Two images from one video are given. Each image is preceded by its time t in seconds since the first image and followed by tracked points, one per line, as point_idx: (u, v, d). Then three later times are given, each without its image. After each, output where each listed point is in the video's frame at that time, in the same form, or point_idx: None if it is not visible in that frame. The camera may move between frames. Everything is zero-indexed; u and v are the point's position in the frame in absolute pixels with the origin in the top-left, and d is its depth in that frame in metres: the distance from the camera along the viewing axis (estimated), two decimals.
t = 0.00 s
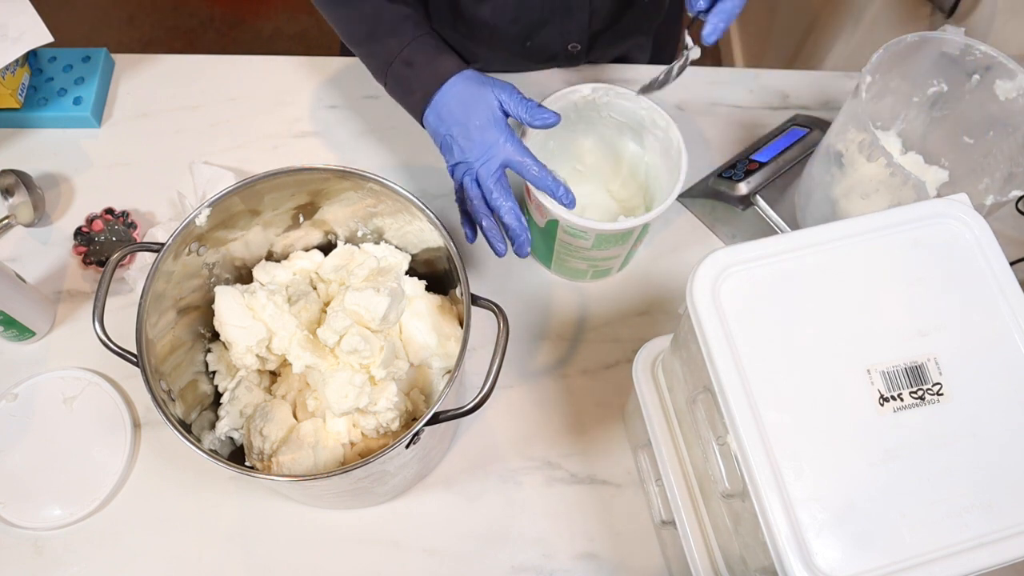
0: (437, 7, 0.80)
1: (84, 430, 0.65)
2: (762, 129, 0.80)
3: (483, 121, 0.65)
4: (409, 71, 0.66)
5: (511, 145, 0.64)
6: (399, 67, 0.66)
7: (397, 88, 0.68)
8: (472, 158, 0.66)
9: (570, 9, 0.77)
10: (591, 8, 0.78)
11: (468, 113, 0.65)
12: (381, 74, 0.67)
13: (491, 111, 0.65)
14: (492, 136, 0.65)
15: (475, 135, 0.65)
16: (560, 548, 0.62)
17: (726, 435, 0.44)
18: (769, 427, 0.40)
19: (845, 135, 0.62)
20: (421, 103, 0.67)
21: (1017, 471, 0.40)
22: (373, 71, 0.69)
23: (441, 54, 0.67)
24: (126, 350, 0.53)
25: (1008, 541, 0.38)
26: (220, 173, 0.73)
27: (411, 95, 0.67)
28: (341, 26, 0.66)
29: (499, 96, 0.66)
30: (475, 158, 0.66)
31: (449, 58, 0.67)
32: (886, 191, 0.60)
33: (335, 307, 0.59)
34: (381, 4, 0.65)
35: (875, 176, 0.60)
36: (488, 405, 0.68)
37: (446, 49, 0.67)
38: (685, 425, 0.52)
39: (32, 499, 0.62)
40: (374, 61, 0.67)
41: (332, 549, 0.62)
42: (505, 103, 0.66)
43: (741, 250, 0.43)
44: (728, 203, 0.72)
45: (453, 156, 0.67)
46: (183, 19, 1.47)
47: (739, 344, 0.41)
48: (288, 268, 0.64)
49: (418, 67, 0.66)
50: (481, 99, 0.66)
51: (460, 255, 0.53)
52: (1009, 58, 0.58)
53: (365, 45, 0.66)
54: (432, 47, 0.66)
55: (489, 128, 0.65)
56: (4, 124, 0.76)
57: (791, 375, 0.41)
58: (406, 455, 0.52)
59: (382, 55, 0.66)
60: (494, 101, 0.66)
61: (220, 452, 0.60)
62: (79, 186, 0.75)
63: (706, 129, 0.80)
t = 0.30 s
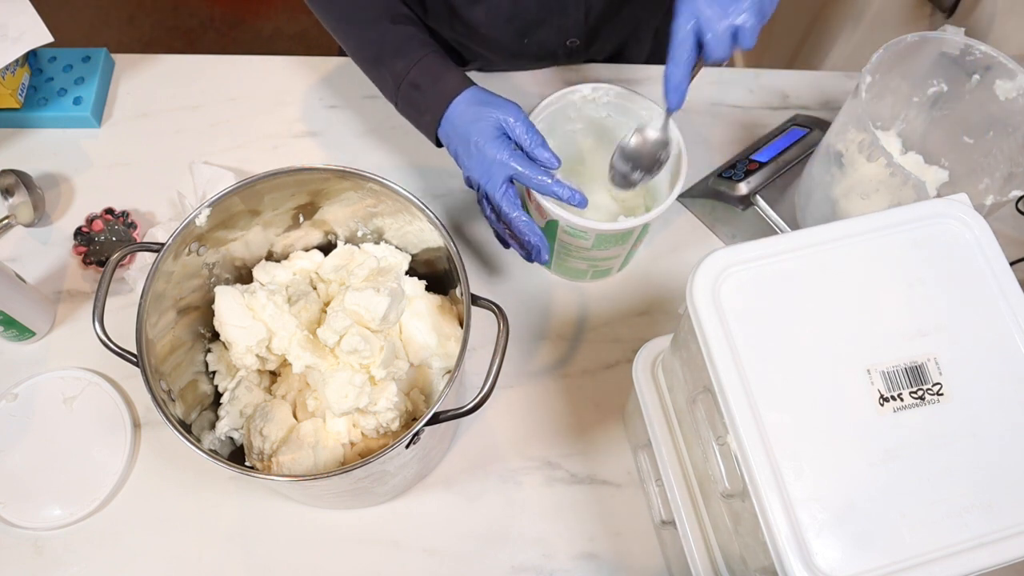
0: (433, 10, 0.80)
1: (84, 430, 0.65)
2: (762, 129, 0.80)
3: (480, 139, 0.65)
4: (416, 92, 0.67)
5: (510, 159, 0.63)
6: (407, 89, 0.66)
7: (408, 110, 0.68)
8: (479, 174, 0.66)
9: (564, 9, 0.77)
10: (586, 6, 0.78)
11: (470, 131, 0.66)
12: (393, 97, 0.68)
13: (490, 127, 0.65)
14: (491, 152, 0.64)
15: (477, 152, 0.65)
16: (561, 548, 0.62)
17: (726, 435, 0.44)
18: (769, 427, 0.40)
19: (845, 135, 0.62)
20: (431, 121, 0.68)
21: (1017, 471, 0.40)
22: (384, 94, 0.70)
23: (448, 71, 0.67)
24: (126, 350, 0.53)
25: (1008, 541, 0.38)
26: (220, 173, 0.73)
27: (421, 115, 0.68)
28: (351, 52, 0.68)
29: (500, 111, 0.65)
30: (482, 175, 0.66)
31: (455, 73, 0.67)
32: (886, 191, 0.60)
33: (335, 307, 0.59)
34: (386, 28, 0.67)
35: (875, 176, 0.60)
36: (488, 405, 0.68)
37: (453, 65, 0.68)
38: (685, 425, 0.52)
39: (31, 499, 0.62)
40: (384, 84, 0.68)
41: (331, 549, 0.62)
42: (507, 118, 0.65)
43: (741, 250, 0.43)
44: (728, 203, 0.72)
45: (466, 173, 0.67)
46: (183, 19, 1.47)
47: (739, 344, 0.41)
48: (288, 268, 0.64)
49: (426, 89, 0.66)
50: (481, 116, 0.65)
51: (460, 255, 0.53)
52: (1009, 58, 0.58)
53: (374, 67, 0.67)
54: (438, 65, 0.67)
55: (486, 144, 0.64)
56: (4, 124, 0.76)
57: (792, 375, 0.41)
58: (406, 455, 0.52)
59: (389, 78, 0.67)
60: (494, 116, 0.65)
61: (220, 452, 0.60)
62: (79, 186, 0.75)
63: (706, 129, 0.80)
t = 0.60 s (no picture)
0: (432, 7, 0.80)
1: (84, 430, 0.65)
2: (762, 129, 0.80)
3: (481, 138, 0.63)
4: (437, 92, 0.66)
5: (508, 158, 0.62)
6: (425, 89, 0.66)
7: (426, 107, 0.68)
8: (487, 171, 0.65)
9: (559, 9, 0.77)
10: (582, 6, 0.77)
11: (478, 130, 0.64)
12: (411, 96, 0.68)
13: (492, 127, 0.63)
14: (491, 151, 0.63)
15: (480, 150, 0.64)
16: (560, 548, 0.62)
17: (726, 435, 0.44)
18: (769, 427, 0.40)
19: (845, 135, 0.63)
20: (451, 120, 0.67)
21: (1017, 471, 0.40)
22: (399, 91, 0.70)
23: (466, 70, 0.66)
24: (126, 350, 0.53)
25: (1008, 541, 0.38)
26: (220, 173, 0.73)
27: (441, 113, 0.68)
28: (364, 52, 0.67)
29: (506, 110, 0.64)
30: (489, 173, 0.65)
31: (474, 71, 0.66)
32: (885, 191, 0.60)
33: (335, 307, 0.59)
34: (401, 29, 0.65)
35: (876, 176, 0.60)
36: (488, 405, 0.68)
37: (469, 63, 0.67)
38: (685, 425, 0.52)
39: (32, 499, 0.62)
40: (401, 83, 0.68)
41: (331, 549, 0.62)
42: (512, 116, 0.63)
43: (741, 250, 0.43)
44: (728, 203, 0.72)
45: (477, 171, 0.66)
46: (183, 19, 1.47)
47: (739, 344, 0.41)
48: (288, 268, 0.64)
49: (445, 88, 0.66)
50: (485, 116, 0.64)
51: (460, 255, 0.53)
52: (1009, 58, 0.57)
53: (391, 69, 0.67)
54: (455, 64, 0.66)
55: (487, 142, 0.63)
56: (4, 124, 0.76)
57: (791, 375, 0.41)
58: (406, 455, 0.52)
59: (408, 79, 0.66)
60: (501, 113, 0.64)
61: (220, 452, 0.60)
62: (79, 186, 0.75)
63: (706, 129, 0.80)
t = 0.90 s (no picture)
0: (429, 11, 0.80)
1: (84, 430, 0.65)
2: (762, 129, 0.80)
3: (482, 100, 0.62)
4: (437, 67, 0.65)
5: (509, 118, 0.60)
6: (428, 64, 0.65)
7: (429, 87, 0.68)
8: (488, 137, 0.62)
9: (556, 11, 0.77)
10: (577, 6, 0.78)
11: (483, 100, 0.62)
12: (415, 77, 0.67)
13: (494, 89, 0.61)
14: (490, 112, 0.61)
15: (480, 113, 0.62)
16: (560, 548, 0.62)
17: (726, 435, 0.44)
18: (769, 427, 0.40)
19: (845, 135, 0.63)
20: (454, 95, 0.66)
21: (1017, 471, 0.40)
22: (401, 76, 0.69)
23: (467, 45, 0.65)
24: (126, 350, 0.53)
25: (1008, 541, 0.38)
26: (220, 173, 0.73)
27: (445, 90, 0.66)
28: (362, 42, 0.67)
29: (509, 75, 0.62)
30: (489, 139, 0.62)
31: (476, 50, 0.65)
32: (885, 191, 0.60)
33: (335, 307, 0.59)
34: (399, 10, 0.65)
35: (875, 175, 0.60)
36: (488, 405, 0.68)
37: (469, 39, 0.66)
38: (685, 425, 0.52)
39: (32, 499, 0.62)
40: (403, 66, 0.67)
41: (331, 549, 0.62)
42: (514, 81, 0.62)
43: (741, 250, 0.43)
44: (728, 203, 0.72)
45: (483, 144, 0.64)
46: (183, 19, 1.47)
47: (739, 344, 0.41)
48: (288, 268, 0.64)
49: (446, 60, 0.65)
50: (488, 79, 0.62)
51: (460, 255, 0.53)
52: (1009, 58, 0.57)
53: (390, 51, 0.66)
54: (454, 47, 0.65)
55: (487, 104, 0.61)
56: (4, 124, 0.76)
57: (791, 375, 0.41)
58: (406, 455, 0.52)
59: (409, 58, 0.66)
60: (504, 80, 0.62)
61: (220, 452, 0.60)
62: (79, 186, 0.75)
63: (706, 129, 0.80)
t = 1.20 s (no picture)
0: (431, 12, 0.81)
1: (84, 430, 0.65)
2: (762, 129, 0.80)
3: (530, 51, 0.66)
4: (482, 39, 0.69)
5: (555, 64, 0.64)
6: (466, 40, 0.69)
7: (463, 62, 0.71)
8: (526, 86, 0.65)
9: (557, 10, 0.78)
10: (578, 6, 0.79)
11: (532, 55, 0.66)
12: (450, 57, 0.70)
13: (543, 43, 0.66)
14: (536, 60, 0.65)
15: (525, 64, 0.65)
16: (561, 548, 0.62)
17: (726, 435, 0.44)
18: (769, 427, 0.40)
19: (844, 135, 0.62)
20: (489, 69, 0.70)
21: (1017, 471, 0.40)
22: (430, 60, 0.72)
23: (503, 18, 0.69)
24: (126, 350, 0.53)
25: (1008, 541, 0.38)
26: (220, 173, 0.73)
27: (479, 64, 0.70)
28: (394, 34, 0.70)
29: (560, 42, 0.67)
30: (527, 87, 0.65)
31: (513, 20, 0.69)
32: (886, 191, 0.59)
33: (335, 307, 0.59)
34: None
35: (876, 175, 0.60)
36: (488, 405, 0.68)
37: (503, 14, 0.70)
38: (685, 425, 0.52)
39: (32, 499, 0.62)
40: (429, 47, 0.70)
41: (332, 549, 0.62)
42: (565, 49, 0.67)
43: (741, 250, 0.43)
44: (728, 203, 0.72)
45: (521, 100, 0.66)
46: (183, 19, 1.47)
47: (739, 344, 0.41)
48: (288, 268, 0.65)
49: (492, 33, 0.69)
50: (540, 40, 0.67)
51: (460, 255, 0.53)
52: (1009, 58, 0.57)
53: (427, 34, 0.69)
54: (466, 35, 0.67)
55: (537, 55, 0.65)
56: (4, 124, 0.76)
57: (792, 375, 0.41)
58: (406, 455, 0.52)
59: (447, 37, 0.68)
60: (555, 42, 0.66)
61: (220, 451, 0.60)
62: (79, 186, 0.75)
63: (706, 129, 0.80)
